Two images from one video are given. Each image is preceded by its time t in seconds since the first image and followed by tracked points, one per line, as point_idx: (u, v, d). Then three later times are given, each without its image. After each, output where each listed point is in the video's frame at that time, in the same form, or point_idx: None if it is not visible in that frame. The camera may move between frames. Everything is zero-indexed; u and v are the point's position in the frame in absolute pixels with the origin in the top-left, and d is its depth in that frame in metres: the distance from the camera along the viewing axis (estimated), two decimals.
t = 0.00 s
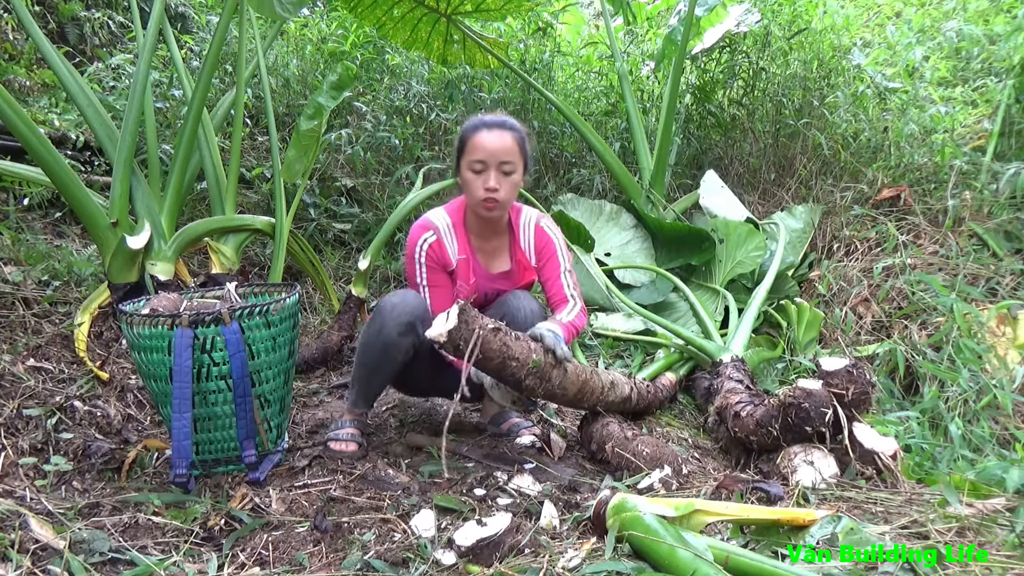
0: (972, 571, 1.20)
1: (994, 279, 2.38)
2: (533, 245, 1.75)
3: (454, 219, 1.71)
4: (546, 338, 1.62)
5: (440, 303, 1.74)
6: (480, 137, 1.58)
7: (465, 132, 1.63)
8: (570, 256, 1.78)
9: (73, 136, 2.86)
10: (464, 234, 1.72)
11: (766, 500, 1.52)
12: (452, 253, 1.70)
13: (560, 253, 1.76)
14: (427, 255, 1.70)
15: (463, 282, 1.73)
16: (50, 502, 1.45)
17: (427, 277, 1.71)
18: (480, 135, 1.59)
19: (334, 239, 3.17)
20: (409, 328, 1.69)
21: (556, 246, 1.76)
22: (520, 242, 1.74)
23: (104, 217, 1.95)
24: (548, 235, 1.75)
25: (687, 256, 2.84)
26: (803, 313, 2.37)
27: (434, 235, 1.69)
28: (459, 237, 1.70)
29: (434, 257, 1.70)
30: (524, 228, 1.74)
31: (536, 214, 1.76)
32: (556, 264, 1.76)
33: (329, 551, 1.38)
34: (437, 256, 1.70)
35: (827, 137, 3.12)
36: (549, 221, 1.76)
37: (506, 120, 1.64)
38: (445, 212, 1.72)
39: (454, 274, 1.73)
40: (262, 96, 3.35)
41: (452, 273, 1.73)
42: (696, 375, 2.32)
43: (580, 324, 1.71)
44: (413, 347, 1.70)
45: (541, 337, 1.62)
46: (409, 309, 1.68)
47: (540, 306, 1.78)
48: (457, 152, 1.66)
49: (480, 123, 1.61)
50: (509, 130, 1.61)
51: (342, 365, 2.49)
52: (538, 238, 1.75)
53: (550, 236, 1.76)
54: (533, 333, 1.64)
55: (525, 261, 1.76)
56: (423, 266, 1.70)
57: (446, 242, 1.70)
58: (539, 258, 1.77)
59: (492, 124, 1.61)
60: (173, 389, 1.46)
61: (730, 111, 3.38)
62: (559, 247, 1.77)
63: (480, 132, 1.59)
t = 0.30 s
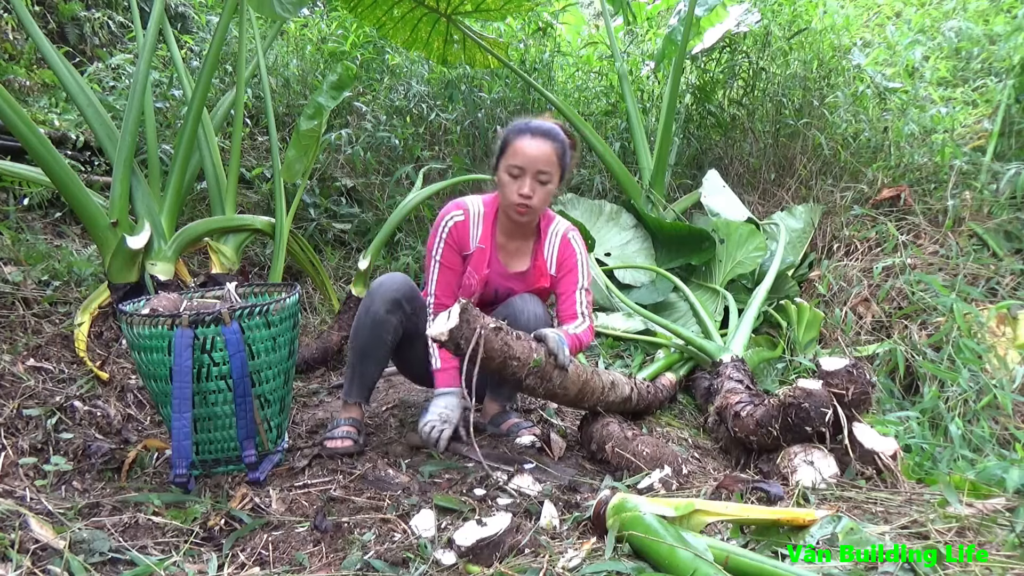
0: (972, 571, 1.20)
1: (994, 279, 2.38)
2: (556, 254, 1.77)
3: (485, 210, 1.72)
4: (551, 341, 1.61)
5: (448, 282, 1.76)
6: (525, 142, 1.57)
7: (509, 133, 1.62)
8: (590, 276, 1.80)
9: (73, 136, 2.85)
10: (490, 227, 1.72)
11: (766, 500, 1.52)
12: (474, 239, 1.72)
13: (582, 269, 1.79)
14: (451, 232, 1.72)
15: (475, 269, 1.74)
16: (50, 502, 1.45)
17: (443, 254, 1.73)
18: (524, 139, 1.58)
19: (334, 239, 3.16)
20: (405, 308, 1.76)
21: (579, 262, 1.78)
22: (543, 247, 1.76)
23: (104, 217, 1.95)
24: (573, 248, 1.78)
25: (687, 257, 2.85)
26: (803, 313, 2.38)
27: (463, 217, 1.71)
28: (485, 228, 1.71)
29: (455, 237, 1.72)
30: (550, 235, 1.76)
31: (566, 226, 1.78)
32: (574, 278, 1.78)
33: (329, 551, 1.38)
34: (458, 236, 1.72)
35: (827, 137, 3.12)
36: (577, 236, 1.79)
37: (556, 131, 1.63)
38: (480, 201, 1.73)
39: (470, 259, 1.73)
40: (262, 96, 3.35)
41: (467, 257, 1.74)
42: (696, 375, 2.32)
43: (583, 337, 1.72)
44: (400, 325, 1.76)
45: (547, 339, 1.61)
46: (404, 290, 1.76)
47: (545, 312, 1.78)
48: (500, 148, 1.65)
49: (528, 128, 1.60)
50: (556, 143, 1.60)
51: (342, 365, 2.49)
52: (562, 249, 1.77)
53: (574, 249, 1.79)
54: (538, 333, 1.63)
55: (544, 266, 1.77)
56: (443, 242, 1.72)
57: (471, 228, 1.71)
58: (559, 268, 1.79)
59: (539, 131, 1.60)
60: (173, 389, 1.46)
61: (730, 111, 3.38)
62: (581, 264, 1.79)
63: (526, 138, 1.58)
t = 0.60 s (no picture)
0: (972, 571, 1.20)
1: (994, 279, 2.38)
2: (565, 259, 1.77)
3: (500, 211, 1.72)
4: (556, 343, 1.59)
5: (456, 279, 1.74)
6: (548, 148, 1.60)
7: (536, 138, 1.64)
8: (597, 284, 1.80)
9: (73, 136, 2.85)
10: (503, 228, 1.72)
11: (766, 500, 1.52)
12: (486, 238, 1.71)
13: (590, 276, 1.78)
14: (464, 231, 1.71)
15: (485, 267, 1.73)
16: (50, 502, 1.45)
17: (455, 250, 1.72)
18: (548, 144, 1.60)
19: (334, 239, 3.16)
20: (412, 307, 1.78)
21: (587, 268, 1.78)
22: (554, 252, 1.76)
23: (104, 217, 1.95)
24: (583, 254, 1.78)
25: (687, 257, 2.85)
26: (803, 312, 2.38)
27: (477, 216, 1.71)
28: (498, 228, 1.71)
29: (468, 235, 1.72)
30: (561, 240, 1.76)
31: (578, 233, 1.79)
32: (580, 284, 1.77)
33: (329, 551, 1.38)
34: (471, 235, 1.72)
35: (827, 137, 3.12)
36: (587, 243, 1.79)
37: (581, 141, 1.65)
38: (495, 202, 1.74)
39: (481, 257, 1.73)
40: (262, 96, 3.35)
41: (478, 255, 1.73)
42: (696, 375, 2.32)
43: (588, 341, 1.71)
44: (402, 323, 1.77)
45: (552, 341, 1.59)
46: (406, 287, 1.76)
47: (548, 311, 1.78)
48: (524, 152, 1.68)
49: (552, 134, 1.62)
50: (580, 152, 1.62)
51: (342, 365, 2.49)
52: (571, 255, 1.78)
53: (584, 256, 1.79)
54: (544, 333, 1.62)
55: (552, 270, 1.77)
56: (457, 238, 1.72)
57: (484, 227, 1.71)
58: (566, 273, 1.78)
59: (564, 138, 1.62)
60: (173, 389, 1.46)
61: (730, 111, 3.38)
62: (589, 271, 1.79)
63: (550, 144, 1.60)
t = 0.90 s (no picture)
0: (972, 571, 1.20)
1: (994, 279, 2.38)
2: (563, 254, 1.74)
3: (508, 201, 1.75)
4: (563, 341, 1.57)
5: (447, 240, 1.70)
6: (528, 147, 1.58)
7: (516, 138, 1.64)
8: (600, 279, 1.75)
9: (73, 136, 2.85)
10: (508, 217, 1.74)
11: (766, 500, 1.52)
12: (489, 222, 1.74)
13: (590, 271, 1.73)
14: (469, 207, 1.73)
15: (481, 250, 1.76)
16: (50, 503, 1.45)
17: (454, 220, 1.71)
18: (530, 144, 1.58)
19: (334, 239, 3.16)
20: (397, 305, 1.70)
21: (586, 263, 1.74)
22: (552, 247, 1.74)
23: (104, 217, 1.95)
24: (583, 248, 1.75)
25: (688, 257, 2.85)
26: (803, 312, 2.38)
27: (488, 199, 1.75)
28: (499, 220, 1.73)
29: (472, 213, 1.73)
30: (558, 234, 1.74)
31: (576, 229, 1.76)
32: (582, 278, 1.74)
33: (329, 551, 1.38)
34: (474, 215, 1.73)
35: (827, 137, 3.12)
36: (586, 239, 1.75)
37: (565, 136, 1.62)
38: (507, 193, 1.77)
39: (479, 238, 1.75)
40: (262, 96, 3.35)
41: (478, 237, 1.75)
42: (696, 375, 2.32)
43: (591, 336, 1.65)
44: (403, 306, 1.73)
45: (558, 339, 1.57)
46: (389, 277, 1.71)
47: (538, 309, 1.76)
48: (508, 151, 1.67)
49: (532, 134, 1.61)
50: (563, 149, 1.60)
51: (342, 365, 2.49)
52: (569, 250, 1.75)
53: (583, 251, 1.75)
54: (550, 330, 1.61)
55: (548, 263, 1.74)
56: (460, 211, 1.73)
57: (490, 212, 1.74)
58: (566, 267, 1.75)
59: (546, 135, 1.60)
60: (173, 389, 1.46)
61: (730, 111, 3.38)
62: (590, 265, 1.75)
63: (533, 144, 1.58)
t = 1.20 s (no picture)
0: (972, 571, 1.20)
1: (994, 279, 2.38)
2: (532, 244, 1.73)
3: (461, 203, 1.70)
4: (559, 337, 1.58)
5: (397, 253, 1.68)
6: (482, 146, 1.55)
7: (466, 138, 1.59)
8: (573, 261, 1.75)
9: (73, 136, 2.85)
10: (465, 220, 1.70)
11: (766, 500, 1.52)
12: (444, 228, 1.69)
13: (562, 255, 1.73)
14: (422, 216, 1.69)
15: (443, 258, 1.71)
16: (50, 502, 1.45)
17: (405, 229, 1.68)
18: (484, 143, 1.55)
19: (334, 239, 3.15)
20: (422, 322, 1.69)
21: (557, 248, 1.73)
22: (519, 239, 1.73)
23: (104, 217, 1.95)
24: (551, 235, 1.73)
25: (687, 257, 2.85)
26: (803, 312, 2.38)
27: (440, 205, 1.70)
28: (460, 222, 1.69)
29: (425, 221, 1.69)
30: (523, 226, 1.71)
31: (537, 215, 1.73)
32: (555, 265, 1.73)
33: (329, 551, 1.38)
34: (427, 223, 1.69)
35: (827, 137, 3.12)
36: (551, 225, 1.73)
37: (516, 130, 1.60)
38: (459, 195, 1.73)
39: (438, 246, 1.71)
40: (262, 96, 3.35)
41: (436, 244, 1.71)
42: (696, 375, 2.32)
43: (580, 324, 1.65)
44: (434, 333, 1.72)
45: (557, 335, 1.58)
46: (399, 297, 1.69)
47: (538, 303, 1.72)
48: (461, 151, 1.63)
49: (482, 131, 1.57)
50: (514, 144, 1.57)
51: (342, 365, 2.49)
52: (537, 238, 1.73)
53: (550, 237, 1.74)
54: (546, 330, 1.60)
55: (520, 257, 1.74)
56: (411, 221, 1.69)
57: (444, 218, 1.69)
58: (537, 256, 1.75)
59: (497, 132, 1.57)
60: (173, 389, 1.46)
61: (730, 110, 3.38)
62: (560, 249, 1.74)
63: (488, 142, 1.55)
